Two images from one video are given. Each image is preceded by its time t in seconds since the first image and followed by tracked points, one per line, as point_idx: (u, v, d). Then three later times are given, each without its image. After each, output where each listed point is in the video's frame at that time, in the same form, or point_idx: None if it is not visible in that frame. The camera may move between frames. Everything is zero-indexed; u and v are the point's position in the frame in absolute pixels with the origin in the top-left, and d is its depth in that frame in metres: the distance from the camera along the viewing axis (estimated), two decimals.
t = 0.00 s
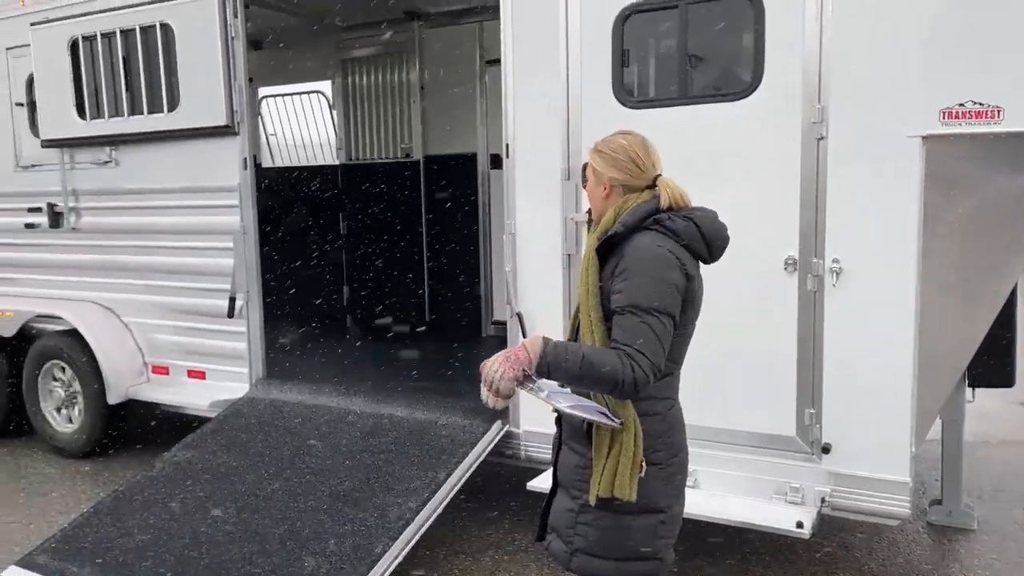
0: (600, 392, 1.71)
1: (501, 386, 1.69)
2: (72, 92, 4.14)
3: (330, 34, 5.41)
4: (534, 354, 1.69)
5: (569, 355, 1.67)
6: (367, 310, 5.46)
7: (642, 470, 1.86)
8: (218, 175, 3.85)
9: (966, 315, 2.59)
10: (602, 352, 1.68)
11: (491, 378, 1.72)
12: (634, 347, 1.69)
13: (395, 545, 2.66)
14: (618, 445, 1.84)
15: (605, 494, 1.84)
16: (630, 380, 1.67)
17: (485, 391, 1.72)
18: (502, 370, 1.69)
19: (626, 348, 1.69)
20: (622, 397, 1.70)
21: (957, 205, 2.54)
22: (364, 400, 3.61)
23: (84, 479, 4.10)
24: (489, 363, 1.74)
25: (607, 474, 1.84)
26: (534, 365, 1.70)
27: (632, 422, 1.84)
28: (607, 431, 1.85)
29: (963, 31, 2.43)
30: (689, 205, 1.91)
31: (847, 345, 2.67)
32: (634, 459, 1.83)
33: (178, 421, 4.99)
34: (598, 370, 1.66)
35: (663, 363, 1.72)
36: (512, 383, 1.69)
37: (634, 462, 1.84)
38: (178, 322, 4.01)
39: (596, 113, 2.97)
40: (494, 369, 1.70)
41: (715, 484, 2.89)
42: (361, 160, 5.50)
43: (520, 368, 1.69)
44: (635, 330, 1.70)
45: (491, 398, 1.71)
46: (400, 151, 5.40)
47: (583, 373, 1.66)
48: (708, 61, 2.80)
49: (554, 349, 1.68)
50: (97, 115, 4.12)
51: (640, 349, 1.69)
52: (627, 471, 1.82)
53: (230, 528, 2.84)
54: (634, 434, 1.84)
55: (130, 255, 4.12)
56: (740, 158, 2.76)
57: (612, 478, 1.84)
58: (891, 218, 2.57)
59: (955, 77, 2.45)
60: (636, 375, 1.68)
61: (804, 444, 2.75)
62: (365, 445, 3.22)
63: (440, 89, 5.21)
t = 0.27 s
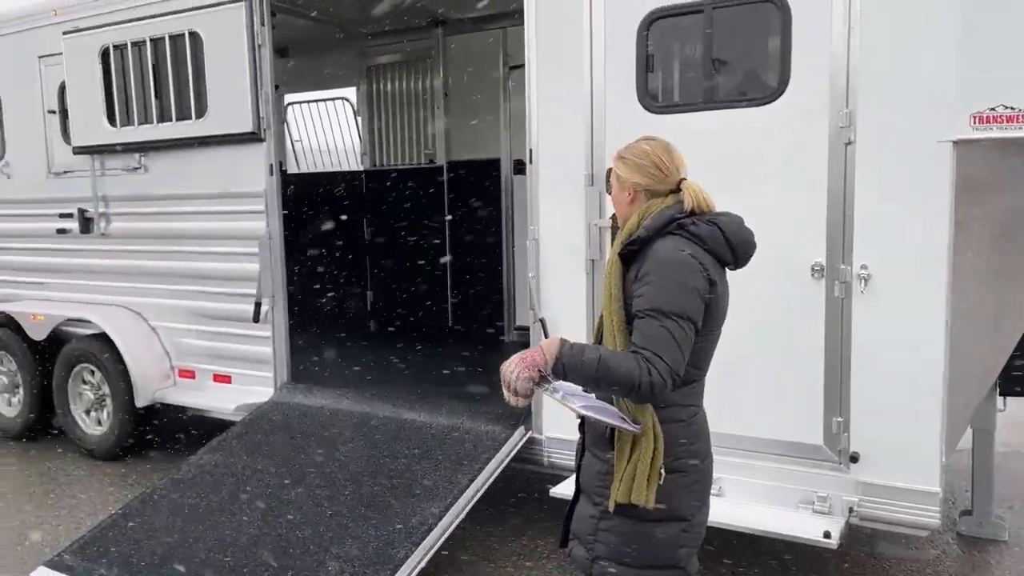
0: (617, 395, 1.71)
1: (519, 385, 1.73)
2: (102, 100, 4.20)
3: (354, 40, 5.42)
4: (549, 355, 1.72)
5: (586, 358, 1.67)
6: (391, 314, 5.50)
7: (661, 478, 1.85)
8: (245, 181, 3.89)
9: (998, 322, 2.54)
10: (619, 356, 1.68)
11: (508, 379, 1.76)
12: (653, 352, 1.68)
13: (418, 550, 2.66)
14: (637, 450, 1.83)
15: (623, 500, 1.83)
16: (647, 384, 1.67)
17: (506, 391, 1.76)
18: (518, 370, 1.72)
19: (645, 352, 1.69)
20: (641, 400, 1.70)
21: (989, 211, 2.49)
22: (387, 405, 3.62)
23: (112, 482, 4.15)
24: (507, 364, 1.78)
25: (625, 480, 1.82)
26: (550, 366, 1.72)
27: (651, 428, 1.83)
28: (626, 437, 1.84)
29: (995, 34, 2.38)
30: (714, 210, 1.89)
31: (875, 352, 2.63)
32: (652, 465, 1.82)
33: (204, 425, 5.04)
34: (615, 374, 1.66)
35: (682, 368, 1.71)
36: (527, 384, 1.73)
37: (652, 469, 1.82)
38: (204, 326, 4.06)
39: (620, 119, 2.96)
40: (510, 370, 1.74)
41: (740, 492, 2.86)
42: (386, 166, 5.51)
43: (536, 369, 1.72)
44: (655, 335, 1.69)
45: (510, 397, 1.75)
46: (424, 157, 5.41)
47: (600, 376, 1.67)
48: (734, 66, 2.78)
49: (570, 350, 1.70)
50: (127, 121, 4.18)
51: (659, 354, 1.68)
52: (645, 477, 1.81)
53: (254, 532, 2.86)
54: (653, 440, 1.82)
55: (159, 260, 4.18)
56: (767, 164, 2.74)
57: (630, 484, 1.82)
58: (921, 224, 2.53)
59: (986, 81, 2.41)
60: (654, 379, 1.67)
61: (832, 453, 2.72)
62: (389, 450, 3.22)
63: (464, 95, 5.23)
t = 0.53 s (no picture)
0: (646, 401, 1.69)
1: (550, 394, 1.71)
2: (129, 106, 4.25)
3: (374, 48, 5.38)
4: (580, 362, 1.69)
5: (616, 363, 1.65)
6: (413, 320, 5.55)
7: (689, 486, 1.83)
8: (268, 187, 3.92)
9: None
10: (650, 361, 1.65)
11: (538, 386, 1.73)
12: (683, 356, 1.66)
13: (439, 555, 2.66)
14: (665, 458, 1.81)
15: (650, 508, 1.81)
16: (678, 390, 1.64)
17: (535, 399, 1.74)
18: (548, 378, 1.71)
19: (675, 357, 1.67)
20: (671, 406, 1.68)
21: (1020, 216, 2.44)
22: (408, 410, 3.63)
23: (137, 484, 4.19)
24: (535, 371, 1.76)
25: (652, 488, 1.80)
26: (581, 373, 1.69)
27: (679, 435, 1.81)
28: (653, 444, 1.82)
29: None
30: (740, 213, 1.87)
31: (902, 359, 2.59)
32: (680, 473, 1.80)
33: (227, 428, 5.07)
34: (646, 379, 1.64)
35: (712, 373, 1.69)
36: (559, 392, 1.70)
37: (681, 477, 1.80)
38: (228, 331, 4.09)
39: (642, 123, 2.94)
40: (540, 378, 1.72)
41: (764, 500, 2.83)
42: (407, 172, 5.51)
43: (567, 377, 1.70)
44: (685, 339, 1.67)
45: (541, 406, 1.74)
46: (445, 162, 5.42)
47: (631, 382, 1.64)
48: (756, 70, 2.75)
49: (601, 356, 1.67)
50: (153, 127, 4.22)
51: (689, 359, 1.66)
52: (673, 485, 1.79)
53: (276, 535, 2.87)
54: (681, 448, 1.80)
55: (183, 265, 4.22)
56: (789, 169, 2.71)
57: (658, 492, 1.80)
58: (950, 229, 2.49)
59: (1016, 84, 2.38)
60: (684, 385, 1.65)
61: (858, 461, 2.68)
62: (410, 455, 3.22)
63: (486, 101, 5.24)
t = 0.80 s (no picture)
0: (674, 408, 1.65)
1: (581, 400, 1.61)
2: (151, 111, 4.29)
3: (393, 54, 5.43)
4: (612, 368, 1.63)
5: (647, 369, 1.61)
6: (432, 323, 5.53)
7: (714, 494, 1.80)
8: (287, 191, 3.94)
9: None
10: (681, 367, 1.62)
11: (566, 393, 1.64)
12: (714, 362, 1.63)
13: (455, 560, 2.65)
14: (690, 465, 1.78)
15: (675, 516, 1.78)
16: (710, 395, 1.61)
17: (563, 407, 1.64)
18: (580, 384, 1.61)
19: (705, 362, 1.63)
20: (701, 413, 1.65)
21: None
22: (426, 414, 3.63)
23: (157, 486, 4.22)
24: (562, 376, 1.67)
25: (676, 497, 1.78)
26: (613, 379, 1.63)
27: (705, 444, 1.78)
28: (678, 451, 1.79)
29: None
30: (763, 215, 1.87)
31: (926, 365, 2.54)
32: (706, 481, 1.77)
33: (247, 431, 5.10)
34: (677, 385, 1.60)
35: (742, 379, 1.66)
36: (591, 399, 1.61)
37: (706, 484, 1.78)
38: (247, 334, 4.12)
39: (660, 127, 2.93)
40: (570, 384, 1.62)
41: (784, 508, 2.80)
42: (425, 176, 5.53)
43: (598, 383, 1.62)
44: (716, 344, 1.64)
45: (571, 413, 1.64)
46: (463, 166, 5.41)
47: (663, 388, 1.60)
48: (777, 72, 2.73)
49: (633, 362, 1.62)
50: (174, 133, 4.26)
51: (721, 364, 1.63)
52: (699, 493, 1.76)
53: (293, 539, 2.87)
54: (707, 455, 1.78)
55: (203, 269, 4.25)
56: (810, 172, 2.68)
57: (683, 500, 1.78)
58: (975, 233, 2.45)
59: None
60: (716, 391, 1.62)
61: (880, 469, 2.64)
62: (427, 459, 3.22)
63: (504, 105, 5.24)
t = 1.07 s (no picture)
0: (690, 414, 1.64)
1: (597, 410, 1.58)
2: (170, 115, 4.33)
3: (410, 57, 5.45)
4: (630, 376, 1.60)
5: (665, 375, 1.59)
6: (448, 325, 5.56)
7: (727, 501, 1.77)
8: (304, 194, 3.96)
9: None
10: (700, 372, 1.60)
11: (581, 401, 1.60)
12: (733, 367, 1.62)
13: (469, 564, 2.64)
14: (703, 471, 1.75)
15: (687, 522, 1.76)
16: (729, 401, 1.60)
17: (579, 415, 1.61)
18: (596, 393, 1.58)
19: (724, 368, 1.62)
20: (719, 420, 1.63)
21: None
22: (441, 417, 3.62)
23: (175, 487, 4.25)
24: (577, 384, 1.64)
25: (688, 503, 1.75)
26: (629, 389, 1.61)
27: (720, 450, 1.75)
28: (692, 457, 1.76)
29: None
30: (783, 218, 1.84)
31: (946, 370, 2.50)
32: (719, 487, 1.74)
33: (264, 433, 5.13)
34: (695, 393, 1.58)
35: (761, 384, 1.65)
36: (607, 407, 1.58)
37: (719, 491, 1.75)
38: (264, 336, 4.14)
39: (676, 129, 2.91)
40: (586, 392, 1.59)
41: (802, 514, 2.76)
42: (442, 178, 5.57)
43: (614, 392, 1.59)
44: (735, 349, 1.63)
45: (585, 422, 1.61)
46: (480, 169, 5.43)
47: (681, 396, 1.58)
48: (794, 74, 2.70)
49: (650, 371, 1.60)
50: (193, 137, 4.30)
51: (740, 369, 1.61)
52: (712, 499, 1.73)
53: (307, 541, 2.87)
54: (721, 462, 1.75)
55: (221, 272, 4.28)
56: (828, 175, 2.65)
57: (696, 507, 1.75)
58: (996, 236, 2.41)
59: None
60: (735, 396, 1.61)
61: (899, 475, 2.59)
62: (441, 463, 3.22)
63: (521, 108, 5.23)
